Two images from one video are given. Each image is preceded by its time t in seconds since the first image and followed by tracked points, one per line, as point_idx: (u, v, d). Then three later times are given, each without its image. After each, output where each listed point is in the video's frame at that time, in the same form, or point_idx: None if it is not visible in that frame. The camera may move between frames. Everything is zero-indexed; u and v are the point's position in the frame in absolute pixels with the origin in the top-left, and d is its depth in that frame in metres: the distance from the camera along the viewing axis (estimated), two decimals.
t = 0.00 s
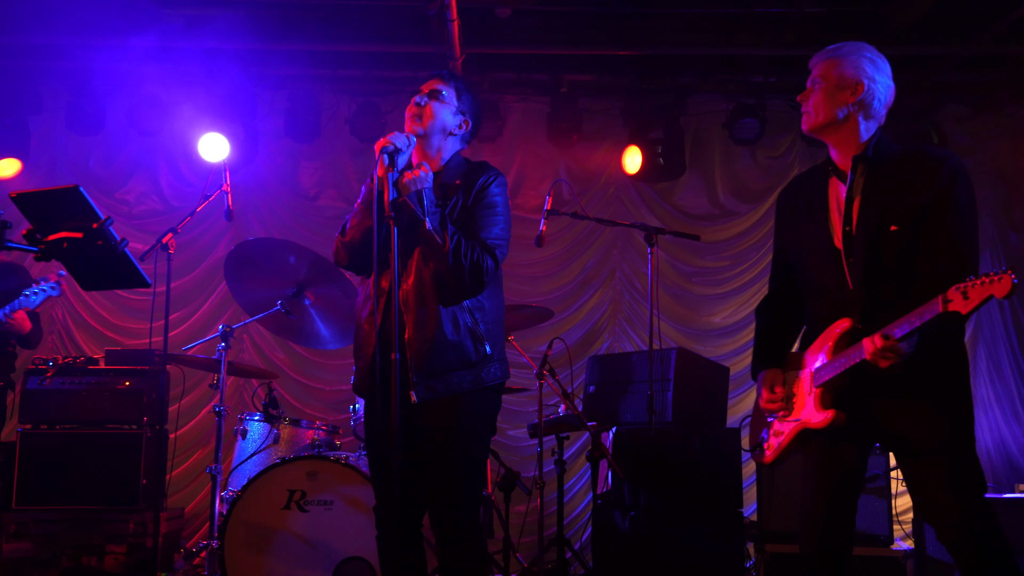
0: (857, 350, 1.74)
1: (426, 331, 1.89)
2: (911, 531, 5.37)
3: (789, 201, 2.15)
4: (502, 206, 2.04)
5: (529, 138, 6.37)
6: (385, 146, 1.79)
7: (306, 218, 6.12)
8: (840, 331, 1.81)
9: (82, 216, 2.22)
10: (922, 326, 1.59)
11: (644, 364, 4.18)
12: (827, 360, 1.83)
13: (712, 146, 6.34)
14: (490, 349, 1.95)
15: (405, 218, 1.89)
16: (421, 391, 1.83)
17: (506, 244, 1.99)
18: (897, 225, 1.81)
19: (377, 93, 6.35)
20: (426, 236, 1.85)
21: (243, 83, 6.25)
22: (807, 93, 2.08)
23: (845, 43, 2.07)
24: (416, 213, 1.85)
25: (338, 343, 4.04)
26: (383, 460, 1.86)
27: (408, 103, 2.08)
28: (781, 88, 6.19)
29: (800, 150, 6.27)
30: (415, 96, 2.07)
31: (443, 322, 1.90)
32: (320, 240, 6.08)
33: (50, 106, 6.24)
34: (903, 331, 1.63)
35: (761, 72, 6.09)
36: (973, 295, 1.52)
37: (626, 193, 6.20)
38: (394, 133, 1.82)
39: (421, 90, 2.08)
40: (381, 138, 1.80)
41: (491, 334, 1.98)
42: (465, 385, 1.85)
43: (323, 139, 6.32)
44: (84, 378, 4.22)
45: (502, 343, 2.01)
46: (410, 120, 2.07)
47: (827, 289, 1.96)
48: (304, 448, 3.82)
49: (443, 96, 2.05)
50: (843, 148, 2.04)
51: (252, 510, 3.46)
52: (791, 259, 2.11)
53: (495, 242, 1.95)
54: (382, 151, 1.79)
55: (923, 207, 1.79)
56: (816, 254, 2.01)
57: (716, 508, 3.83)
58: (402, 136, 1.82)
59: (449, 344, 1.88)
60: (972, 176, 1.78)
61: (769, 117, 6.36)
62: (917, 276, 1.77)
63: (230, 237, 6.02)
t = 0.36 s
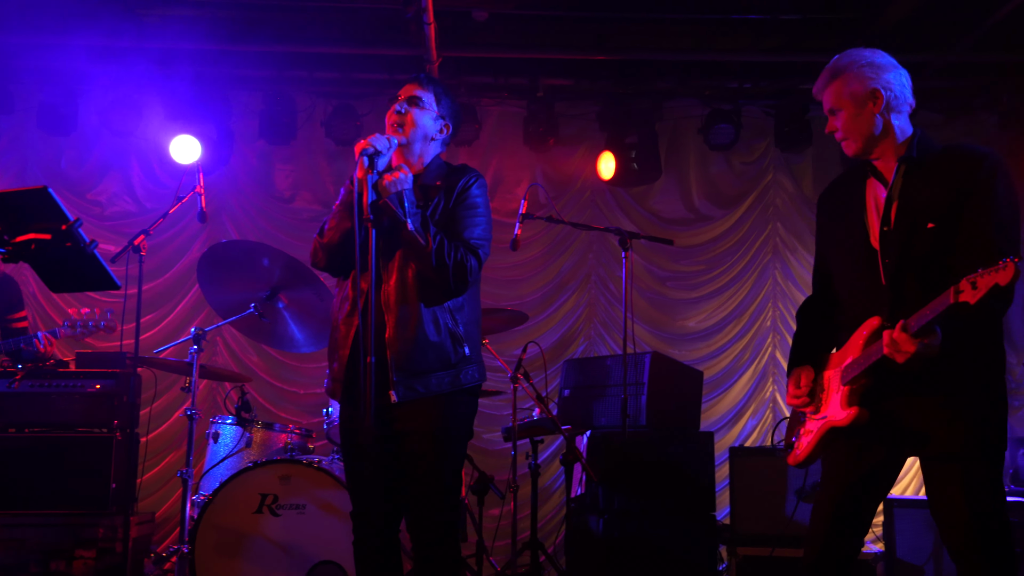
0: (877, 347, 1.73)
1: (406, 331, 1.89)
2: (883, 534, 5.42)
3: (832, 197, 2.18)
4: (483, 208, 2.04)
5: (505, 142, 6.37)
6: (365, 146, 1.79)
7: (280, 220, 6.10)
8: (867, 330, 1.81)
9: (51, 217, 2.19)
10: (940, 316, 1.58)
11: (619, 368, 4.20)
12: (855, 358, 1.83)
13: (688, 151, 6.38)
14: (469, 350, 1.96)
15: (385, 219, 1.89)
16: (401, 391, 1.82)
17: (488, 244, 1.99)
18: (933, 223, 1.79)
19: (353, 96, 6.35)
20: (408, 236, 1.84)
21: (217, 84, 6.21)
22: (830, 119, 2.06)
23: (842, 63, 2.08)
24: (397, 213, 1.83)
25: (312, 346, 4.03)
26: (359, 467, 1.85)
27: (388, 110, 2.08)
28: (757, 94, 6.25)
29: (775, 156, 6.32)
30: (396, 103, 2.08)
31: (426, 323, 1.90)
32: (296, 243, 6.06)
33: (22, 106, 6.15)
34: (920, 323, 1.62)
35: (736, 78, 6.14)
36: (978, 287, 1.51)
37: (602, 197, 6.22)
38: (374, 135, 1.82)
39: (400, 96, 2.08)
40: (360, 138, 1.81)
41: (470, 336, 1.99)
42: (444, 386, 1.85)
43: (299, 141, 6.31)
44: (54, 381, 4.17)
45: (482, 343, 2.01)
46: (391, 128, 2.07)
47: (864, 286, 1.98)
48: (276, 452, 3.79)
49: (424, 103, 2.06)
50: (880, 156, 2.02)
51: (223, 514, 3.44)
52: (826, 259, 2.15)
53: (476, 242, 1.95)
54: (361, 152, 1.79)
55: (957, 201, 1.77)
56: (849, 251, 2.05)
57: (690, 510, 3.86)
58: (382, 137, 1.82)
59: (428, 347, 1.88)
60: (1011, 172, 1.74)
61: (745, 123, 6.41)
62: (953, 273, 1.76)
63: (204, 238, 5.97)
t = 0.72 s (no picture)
0: (893, 345, 1.79)
1: (379, 333, 1.88)
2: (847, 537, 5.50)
3: (829, 205, 2.21)
4: (453, 212, 2.06)
5: (475, 145, 6.36)
6: (333, 148, 1.78)
7: (248, 223, 6.06)
8: (878, 328, 1.86)
9: (13, 218, 2.13)
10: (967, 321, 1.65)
11: (588, 372, 4.21)
12: (862, 356, 1.88)
13: (658, 156, 6.41)
14: (442, 352, 1.98)
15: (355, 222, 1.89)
16: (377, 395, 1.81)
17: (459, 248, 2.01)
18: (942, 226, 1.89)
19: (322, 98, 6.32)
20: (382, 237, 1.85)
21: (184, 85, 6.14)
22: (847, 107, 2.13)
23: (859, 61, 2.17)
24: (368, 214, 1.83)
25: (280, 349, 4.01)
26: (322, 474, 1.84)
27: (351, 119, 2.04)
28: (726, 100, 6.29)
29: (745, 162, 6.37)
30: (358, 110, 2.04)
31: (398, 323, 1.91)
32: (264, 245, 6.02)
33: None
34: (945, 324, 1.68)
35: (706, 84, 6.17)
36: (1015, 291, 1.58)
37: (573, 201, 6.24)
38: (342, 137, 1.81)
39: (362, 103, 2.04)
40: (329, 141, 1.79)
41: (442, 337, 2.01)
42: (418, 389, 1.86)
43: (267, 143, 6.27)
44: (16, 385, 4.10)
45: (452, 344, 2.03)
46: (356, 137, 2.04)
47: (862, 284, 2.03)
48: (243, 455, 3.75)
49: (388, 111, 2.02)
50: (885, 155, 2.11)
51: (188, 519, 3.40)
52: (824, 262, 2.18)
53: (449, 245, 1.97)
54: (331, 154, 1.77)
55: (968, 208, 1.87)
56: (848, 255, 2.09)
57: (658, 515, 3.88)
58: (349, 139, 1.82)
59: (404, 350, 1.89)
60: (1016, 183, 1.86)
61: (714, 128, 6.45)
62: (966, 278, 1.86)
63: (171, 240, 5.92)
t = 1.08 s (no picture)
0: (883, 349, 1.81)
1: (348, 330, 1.87)
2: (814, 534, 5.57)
3: (784, 200, 2.19)
4: (418, 196, 2.08)
5: (448, 145, 6.35)
6: (300, 145, 1.76)
7: (218, 221, 6.02)
8: (851, 330, 1.87)
9: None
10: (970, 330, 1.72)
11: (559, 371, 4.22)
12: (838, 357, 1.88)
13: (630, 156, 6.43)
14: (410, 347, 1.98)
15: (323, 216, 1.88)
16: (350, 393, 1.80)
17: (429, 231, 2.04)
18: (916, 232, 1.93)
19: (294, 96, 6.28)
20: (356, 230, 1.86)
21: (153, 81, 6.08)
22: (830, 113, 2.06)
23: (827, 64, 2.11)
24: (340, 209, 1.84)
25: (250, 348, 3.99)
26: (291, 472, 1.84)
27: (310, 116, 2.03)
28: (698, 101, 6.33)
29: (716, 162, 6.41)
30: (317, 107, 2.03)
31: (365, 322, 1.90)
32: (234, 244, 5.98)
33: None
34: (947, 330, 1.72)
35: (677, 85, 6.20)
36: None
37: (545, 201, 6.25)
38: (307, 134, 1.80)
39: (321, 100, 2.03)
40: (295, 138, 1.78)
41: (410, 332, 2.01)
42: (388, 385, 1.86)
43: (237, 140, 6.22)
44: None
45: (421, 341, 2.03)
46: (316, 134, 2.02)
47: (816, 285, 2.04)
48: (212, 455, 3.73)
49: (348, 107, 2.02)
50: (857, 159, 2.11)
51: (156, 519, 3.37)
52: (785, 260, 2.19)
53: (421, 230, 2.00)
54: (298, 151, 1.76)
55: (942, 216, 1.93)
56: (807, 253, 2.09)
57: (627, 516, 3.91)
58: (315, 136, 1.80)
59: (371, 348, 1.88)
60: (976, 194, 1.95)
61: (686, 129, 6.48)
62: (941, 282, 1.90)
63: (139, 238, 5.86)
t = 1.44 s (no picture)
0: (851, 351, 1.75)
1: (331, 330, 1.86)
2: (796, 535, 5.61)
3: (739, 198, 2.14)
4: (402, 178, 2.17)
5: (432, 145, 6.35)
6: (281, 145, 1.76)
7: (201, 221, 5.99)
8: (812, 329, 1.80)
9: None
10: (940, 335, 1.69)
11: (543, 372, 4.23)
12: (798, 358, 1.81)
13: (614, 157, 6.44)
14: (391, 348, 1.96)
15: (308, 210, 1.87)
16: (333, 392, 1.79)
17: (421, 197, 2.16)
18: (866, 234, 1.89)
19: (278, 96, 6.27)
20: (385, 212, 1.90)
21: (135, 80, 6.04)
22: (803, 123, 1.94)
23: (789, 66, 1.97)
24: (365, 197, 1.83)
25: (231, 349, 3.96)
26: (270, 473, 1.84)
27: (296, 115, 2.03)
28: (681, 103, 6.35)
29: (698, 164, 6.44)
30: (303, 105, 2.03)
31: (351, 322, 1.89)
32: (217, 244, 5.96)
33: None
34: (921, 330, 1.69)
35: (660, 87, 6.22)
36: (1003, 307, 1.77)
37: (529, 202, 6.25)
38: (288, 135, 1.80)
39: (309, 98, 2.03)
40: (276, 139, 1.78)
41: (392, 333, 1.99)
42: (368, 386, 1.85)
43: (220, 140, 6.19)
44: None
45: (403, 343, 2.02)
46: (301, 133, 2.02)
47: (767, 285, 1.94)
48: (194, 456, 3.72)
49: (333, 107, 2.02)
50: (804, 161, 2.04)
51: (138, 520, 3.35)
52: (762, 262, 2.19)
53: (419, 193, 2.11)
54: (279, 151, 1.77)
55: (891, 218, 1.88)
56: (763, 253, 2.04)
57: (609, 516, 3.89)
58: (297, 136, 1.80)
59: (348, 347, 1.86)
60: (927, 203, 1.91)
61: (669, 131, 6.50)
62: (895, 286, 1.82)
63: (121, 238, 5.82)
